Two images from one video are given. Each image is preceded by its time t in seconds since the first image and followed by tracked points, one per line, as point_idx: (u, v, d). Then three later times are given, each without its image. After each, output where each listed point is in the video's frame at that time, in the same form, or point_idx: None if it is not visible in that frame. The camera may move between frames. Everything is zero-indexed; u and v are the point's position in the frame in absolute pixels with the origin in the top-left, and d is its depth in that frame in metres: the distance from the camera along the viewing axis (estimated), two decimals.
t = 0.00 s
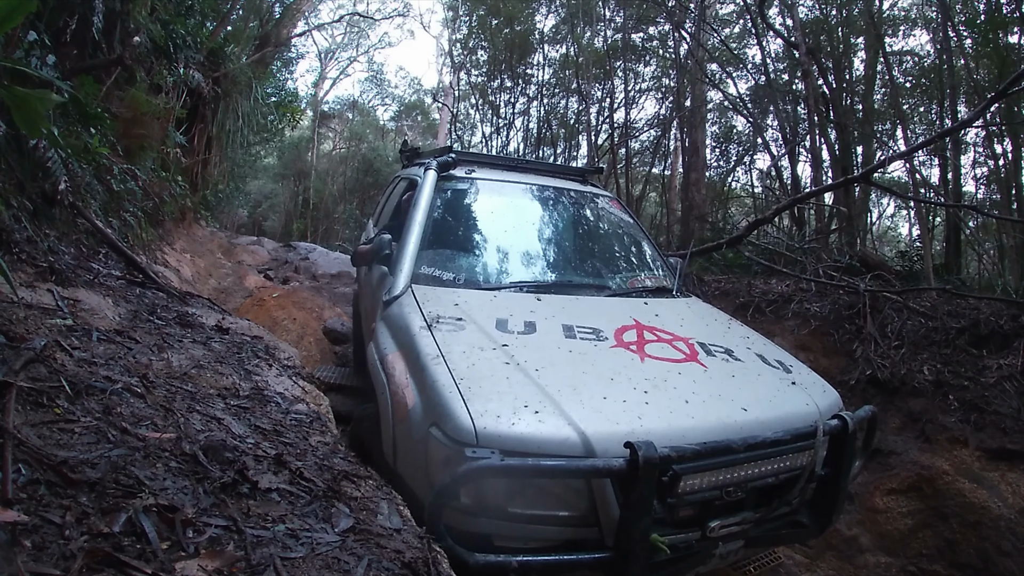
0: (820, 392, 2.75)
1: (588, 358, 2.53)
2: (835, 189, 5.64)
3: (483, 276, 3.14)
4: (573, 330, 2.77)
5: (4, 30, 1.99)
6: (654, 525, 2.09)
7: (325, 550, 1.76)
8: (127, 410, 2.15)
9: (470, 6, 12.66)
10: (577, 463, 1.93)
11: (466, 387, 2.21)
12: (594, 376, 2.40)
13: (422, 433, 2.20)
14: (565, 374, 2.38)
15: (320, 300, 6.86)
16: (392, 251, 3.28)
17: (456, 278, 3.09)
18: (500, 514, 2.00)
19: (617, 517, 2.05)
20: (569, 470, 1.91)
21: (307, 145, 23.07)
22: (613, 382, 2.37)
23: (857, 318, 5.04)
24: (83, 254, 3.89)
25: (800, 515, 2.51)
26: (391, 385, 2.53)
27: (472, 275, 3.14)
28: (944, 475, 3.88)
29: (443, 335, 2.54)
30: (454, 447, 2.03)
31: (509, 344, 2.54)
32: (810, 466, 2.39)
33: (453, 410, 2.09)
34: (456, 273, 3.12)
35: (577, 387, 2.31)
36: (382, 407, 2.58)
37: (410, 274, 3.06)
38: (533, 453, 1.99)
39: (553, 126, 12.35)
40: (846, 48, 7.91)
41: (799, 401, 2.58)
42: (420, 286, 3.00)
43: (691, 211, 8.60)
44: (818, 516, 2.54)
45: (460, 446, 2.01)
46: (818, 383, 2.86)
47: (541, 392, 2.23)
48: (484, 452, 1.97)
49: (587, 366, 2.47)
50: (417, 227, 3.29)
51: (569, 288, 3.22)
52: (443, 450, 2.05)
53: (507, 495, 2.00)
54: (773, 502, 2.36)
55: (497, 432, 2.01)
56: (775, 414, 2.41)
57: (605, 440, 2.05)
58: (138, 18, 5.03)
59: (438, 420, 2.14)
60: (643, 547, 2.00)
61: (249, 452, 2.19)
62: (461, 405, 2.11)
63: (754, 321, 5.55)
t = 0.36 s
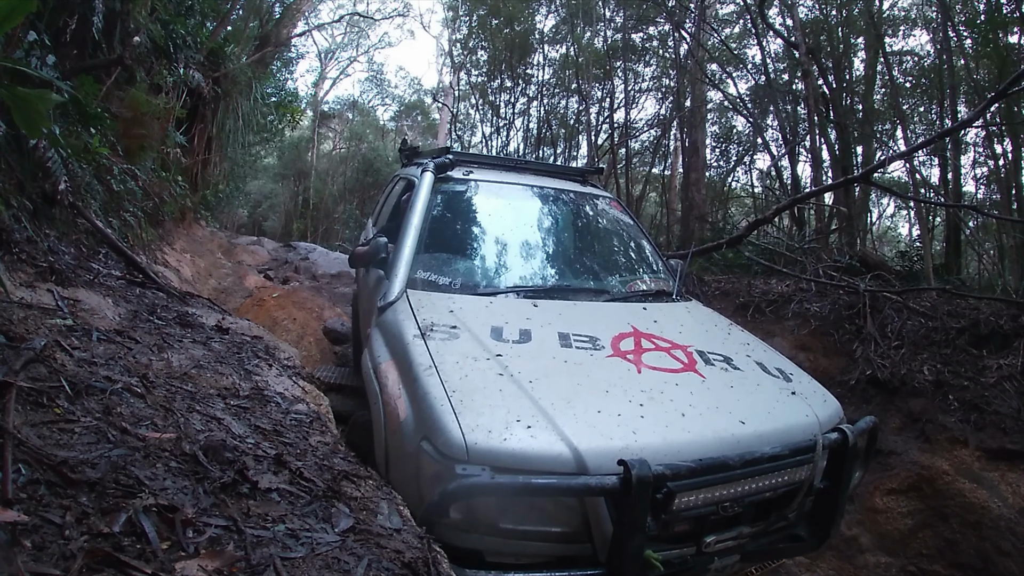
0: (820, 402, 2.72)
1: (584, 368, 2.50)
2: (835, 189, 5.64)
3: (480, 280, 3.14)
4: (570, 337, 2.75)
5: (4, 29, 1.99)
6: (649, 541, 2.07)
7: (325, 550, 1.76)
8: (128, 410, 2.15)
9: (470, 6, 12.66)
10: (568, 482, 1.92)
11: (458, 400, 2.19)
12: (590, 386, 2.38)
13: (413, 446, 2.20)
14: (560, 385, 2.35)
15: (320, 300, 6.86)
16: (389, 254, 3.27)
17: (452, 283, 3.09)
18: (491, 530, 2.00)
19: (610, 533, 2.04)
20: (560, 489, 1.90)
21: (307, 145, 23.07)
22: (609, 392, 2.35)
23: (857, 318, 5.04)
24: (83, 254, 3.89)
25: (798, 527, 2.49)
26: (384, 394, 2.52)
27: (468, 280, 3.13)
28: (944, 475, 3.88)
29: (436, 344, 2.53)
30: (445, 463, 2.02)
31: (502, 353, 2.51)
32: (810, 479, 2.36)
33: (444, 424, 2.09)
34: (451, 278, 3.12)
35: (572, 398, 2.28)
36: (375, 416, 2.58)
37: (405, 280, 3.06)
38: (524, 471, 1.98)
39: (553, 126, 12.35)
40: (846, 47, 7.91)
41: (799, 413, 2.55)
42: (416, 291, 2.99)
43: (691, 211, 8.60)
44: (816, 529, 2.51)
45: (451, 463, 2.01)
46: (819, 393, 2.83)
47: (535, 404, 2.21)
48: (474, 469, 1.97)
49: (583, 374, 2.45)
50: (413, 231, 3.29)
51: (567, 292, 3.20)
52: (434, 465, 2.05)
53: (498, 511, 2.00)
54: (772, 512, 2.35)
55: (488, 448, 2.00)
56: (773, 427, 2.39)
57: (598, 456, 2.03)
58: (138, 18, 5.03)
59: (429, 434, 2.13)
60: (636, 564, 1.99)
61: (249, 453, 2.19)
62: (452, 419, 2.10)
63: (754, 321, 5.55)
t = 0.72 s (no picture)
0: (830, 409, 2.71)
1: (591, 376, 2.49)
2: (835, 189, 5.64)
3: (481, 282, 3.13)
4: (576, 343, 2.74)
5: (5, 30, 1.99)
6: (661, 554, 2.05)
7: (325, 550, 1.76)
8: (127, 410, 2.15)
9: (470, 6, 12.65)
10: (580, 497, 1.91)
11: (463, 411, 2.18)
12: (598, 395, 2.37)
13: (419, 457, 2.20)
14: (567, 394, 2.35)
15: (320, 300, 6.86)
16: (389, 257, 3.26)
17: (455, 287, 3.07)
18: (497, 544, 2.00)
19: (622, 547, 2.01)
20: (571, 505, 1.89)
21: (307, 145, 23.06)
22: (618, 402, 2.34)
23: (857, 318, 5.04)
24: (83, 254, 3.89)
25: (810, 537, 2.44)
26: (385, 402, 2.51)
27: (471, 283, 3.11)
28: (944, 475, 3.88)
29: (439, 352, 2.52)
30: (451, 476, 2.02)
31: (508, 361, 2.51)
32: (823, 490, 2.33)
33: (450, 436, 2.08)
34: (454, 281, 3.10)
35: (579, 408, 2.27)
36: (376, 422, 2.57)
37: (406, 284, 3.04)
38: (531, 485, 1.98)
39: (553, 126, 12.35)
40: (846, 48, 7.91)
41: (809, 420, 2.54)
42: (419, 296, 2.98)
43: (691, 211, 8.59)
44: (829, 540, 2.47)
45: (458, 477, 2.00)
46: (829, 399, 2.82)
47: (541, 415, 2.20)
48: (481, 484, 1.96)
49: (591, 382, 2.45)
50: (414, 233, 3.28)
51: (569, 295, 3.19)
52: (439, 479, 2.05)
53: (504, 525, 1.99)
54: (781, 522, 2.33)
55: (495, 461, 1.99)
56: (784, 435, 2.38)
57: (608, 467, 2.02)
58: (138, 18, 5.03)
59: (434, 446, 2.13)
60: None
61: (249, 452, 2.19)
62: (458, 431, 2.09)
63: (753, 321, 5.55)
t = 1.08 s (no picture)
0: (857, 428, 2.58)
1: (615, 394, 2.32)
2: (834, 189, 5.63)
3: (485, 276, 3.05)
4: (597, 357, 2.57)
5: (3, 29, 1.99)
6: None
7: (325, 550, 1.76)
8: (127, 410, 2.15)
9: (470, 6, 12.64)
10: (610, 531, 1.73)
11: (482, 433, 2.01)
12: (624, 415, 2.20)
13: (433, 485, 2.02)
14: (591, 414, 2.18)
15: (320, 300, 6.85)
16: (398, 260, 3.20)
17: (467, 293, 2.94)
18: None
19: None
20: (602, 541, 1.71)
21: (307, 145, 23.07)
22: (646, 423, 2.17)
23: (857, 318, 5.04)
24: (82, 254, 3.88)
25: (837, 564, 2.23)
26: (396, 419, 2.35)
27: (482, 287, 2.99)
28: (944, 475, 3.89)
29: (453, 366, 2.35)
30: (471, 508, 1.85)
31: (526, 377, 2.34)
32: (853, 516, 2.19)
33: (469, 462, 1.91)
34: (464, 287, 2.97)
35: (605, 430, 2.10)
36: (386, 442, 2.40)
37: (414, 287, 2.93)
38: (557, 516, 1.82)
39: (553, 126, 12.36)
40: (846, 48, 7.92)
41: (839, 442, 2.39)
42: (429, 303, 2.83)
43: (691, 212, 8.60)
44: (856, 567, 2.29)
45: (479, 507, 1.84)
46: (855, 418, 2.68)
47: (566, 439, 2.03)
48: (506, 520, 1.79)
49: (615, 400, 2.28)
50: (424, 235, 3.17)
51: (578, 295, 3.09)
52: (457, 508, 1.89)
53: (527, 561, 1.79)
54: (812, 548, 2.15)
55: (517, 492, 1.82)
56: (817, 459, 2.23)
57: (640, 498, 1.85)
58: (138, 18, 5.03)
59: (451, 472, 1.96)
60: None
61: (249, 452, 2.19)
62: (477, 458, 1.92)
63: (753, 321, 5.55)
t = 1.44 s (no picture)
0: (886, 444, 2.54)
1: (647, 412, 2.23)
2: (835, 189, 5.62)
3: (490, 277, 2.99)
4: (624, 370, 2.49)
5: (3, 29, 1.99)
6: None
7: (325, 550, 1.76)
8: (127, 410, 2.15)
9: (470, 7, 12.65)
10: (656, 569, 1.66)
11: (510, 455, 1.91)
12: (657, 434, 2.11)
13: (458, 509, 1.91)
14: (623, 433, 2.09)
15: (320, 300, 6.85)
16: (409, 265, 3.10)
17: (482, 301, 2.85)
18: None
19: None
20: None
21: (307, 145, 23.07)
22: (681, 444, 2.08)
23: (857, 318, 5.04)
24: (83, 254, 3.88)
25: None
26: (413, 438, 2.22)
27: (499, 295, 2.91)
28: (943, 475, 3.89)
29: (475, 380, 2.25)
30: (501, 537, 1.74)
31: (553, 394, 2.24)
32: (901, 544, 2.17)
33: (499, 488, 1.80)
34: (481, 293, 2.88)
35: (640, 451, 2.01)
36: (402, 461, 2.28)
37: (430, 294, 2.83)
38: (594, 547, 1.72)
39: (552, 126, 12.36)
40: (846, 47, 7.92)
41: (871, 458, 2.36)
42: (444, 311, 2.74)
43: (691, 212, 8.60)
44: None
45: (510, 538, 1.72)
46: (883, 433, 2.64)
47: (599, 461, 1.93)
48: (543, 554, 1.68)
49: (646, 417, 2.20)
50: (437, 239, 3.07)
51: (597, 302, 3.03)
52: (486, 537, 1.77)
53: None
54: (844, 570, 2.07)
55: (553, 520, 1.72)
56: (852, 479, 2.18)
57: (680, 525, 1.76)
58: (138, 18, 5.03)
59: (478, 498, 1.84)
60: None
61: (249, 452, 2.19)
62: (509, 483, 1.81)
63: (753, 321, 5.55)
